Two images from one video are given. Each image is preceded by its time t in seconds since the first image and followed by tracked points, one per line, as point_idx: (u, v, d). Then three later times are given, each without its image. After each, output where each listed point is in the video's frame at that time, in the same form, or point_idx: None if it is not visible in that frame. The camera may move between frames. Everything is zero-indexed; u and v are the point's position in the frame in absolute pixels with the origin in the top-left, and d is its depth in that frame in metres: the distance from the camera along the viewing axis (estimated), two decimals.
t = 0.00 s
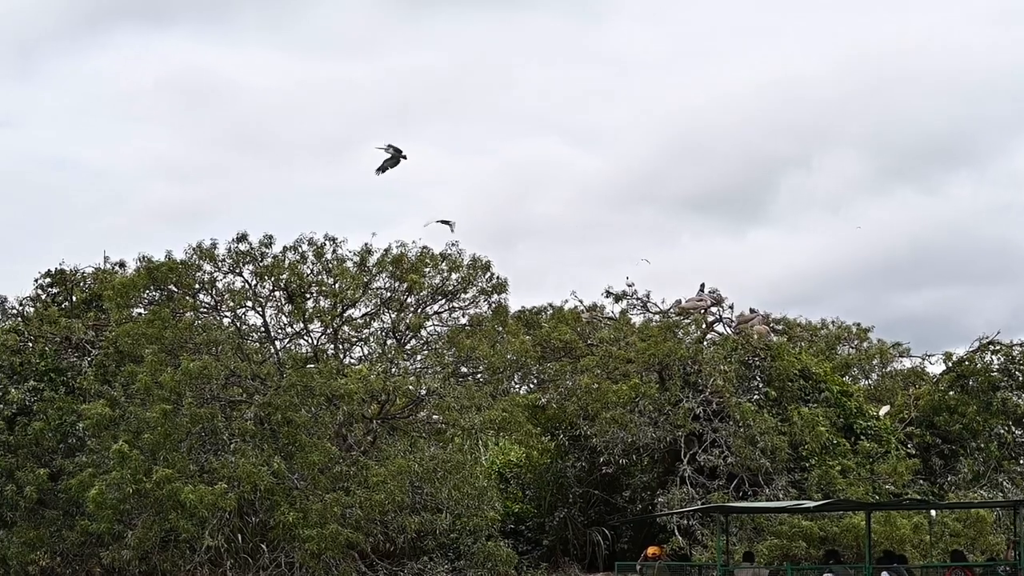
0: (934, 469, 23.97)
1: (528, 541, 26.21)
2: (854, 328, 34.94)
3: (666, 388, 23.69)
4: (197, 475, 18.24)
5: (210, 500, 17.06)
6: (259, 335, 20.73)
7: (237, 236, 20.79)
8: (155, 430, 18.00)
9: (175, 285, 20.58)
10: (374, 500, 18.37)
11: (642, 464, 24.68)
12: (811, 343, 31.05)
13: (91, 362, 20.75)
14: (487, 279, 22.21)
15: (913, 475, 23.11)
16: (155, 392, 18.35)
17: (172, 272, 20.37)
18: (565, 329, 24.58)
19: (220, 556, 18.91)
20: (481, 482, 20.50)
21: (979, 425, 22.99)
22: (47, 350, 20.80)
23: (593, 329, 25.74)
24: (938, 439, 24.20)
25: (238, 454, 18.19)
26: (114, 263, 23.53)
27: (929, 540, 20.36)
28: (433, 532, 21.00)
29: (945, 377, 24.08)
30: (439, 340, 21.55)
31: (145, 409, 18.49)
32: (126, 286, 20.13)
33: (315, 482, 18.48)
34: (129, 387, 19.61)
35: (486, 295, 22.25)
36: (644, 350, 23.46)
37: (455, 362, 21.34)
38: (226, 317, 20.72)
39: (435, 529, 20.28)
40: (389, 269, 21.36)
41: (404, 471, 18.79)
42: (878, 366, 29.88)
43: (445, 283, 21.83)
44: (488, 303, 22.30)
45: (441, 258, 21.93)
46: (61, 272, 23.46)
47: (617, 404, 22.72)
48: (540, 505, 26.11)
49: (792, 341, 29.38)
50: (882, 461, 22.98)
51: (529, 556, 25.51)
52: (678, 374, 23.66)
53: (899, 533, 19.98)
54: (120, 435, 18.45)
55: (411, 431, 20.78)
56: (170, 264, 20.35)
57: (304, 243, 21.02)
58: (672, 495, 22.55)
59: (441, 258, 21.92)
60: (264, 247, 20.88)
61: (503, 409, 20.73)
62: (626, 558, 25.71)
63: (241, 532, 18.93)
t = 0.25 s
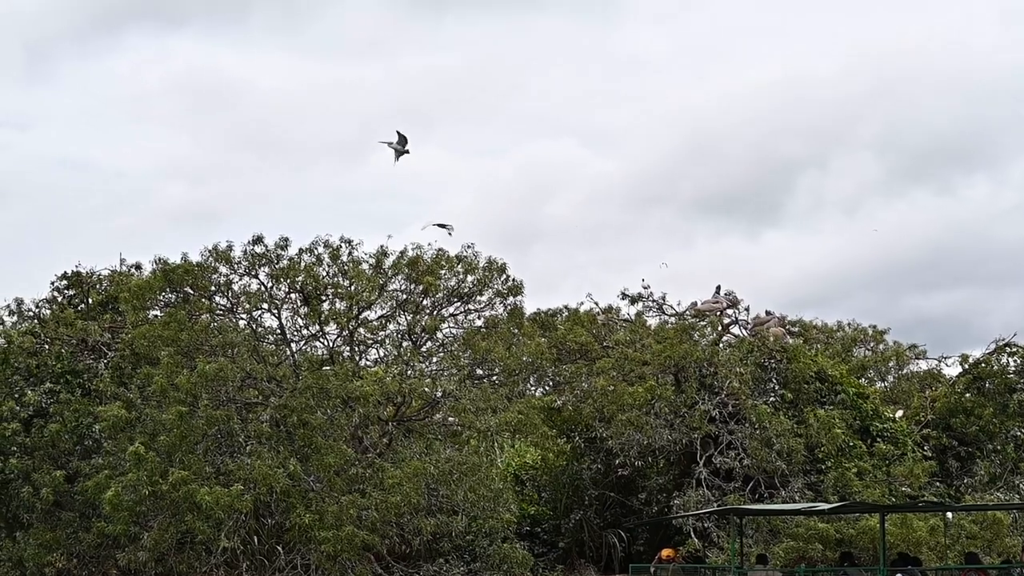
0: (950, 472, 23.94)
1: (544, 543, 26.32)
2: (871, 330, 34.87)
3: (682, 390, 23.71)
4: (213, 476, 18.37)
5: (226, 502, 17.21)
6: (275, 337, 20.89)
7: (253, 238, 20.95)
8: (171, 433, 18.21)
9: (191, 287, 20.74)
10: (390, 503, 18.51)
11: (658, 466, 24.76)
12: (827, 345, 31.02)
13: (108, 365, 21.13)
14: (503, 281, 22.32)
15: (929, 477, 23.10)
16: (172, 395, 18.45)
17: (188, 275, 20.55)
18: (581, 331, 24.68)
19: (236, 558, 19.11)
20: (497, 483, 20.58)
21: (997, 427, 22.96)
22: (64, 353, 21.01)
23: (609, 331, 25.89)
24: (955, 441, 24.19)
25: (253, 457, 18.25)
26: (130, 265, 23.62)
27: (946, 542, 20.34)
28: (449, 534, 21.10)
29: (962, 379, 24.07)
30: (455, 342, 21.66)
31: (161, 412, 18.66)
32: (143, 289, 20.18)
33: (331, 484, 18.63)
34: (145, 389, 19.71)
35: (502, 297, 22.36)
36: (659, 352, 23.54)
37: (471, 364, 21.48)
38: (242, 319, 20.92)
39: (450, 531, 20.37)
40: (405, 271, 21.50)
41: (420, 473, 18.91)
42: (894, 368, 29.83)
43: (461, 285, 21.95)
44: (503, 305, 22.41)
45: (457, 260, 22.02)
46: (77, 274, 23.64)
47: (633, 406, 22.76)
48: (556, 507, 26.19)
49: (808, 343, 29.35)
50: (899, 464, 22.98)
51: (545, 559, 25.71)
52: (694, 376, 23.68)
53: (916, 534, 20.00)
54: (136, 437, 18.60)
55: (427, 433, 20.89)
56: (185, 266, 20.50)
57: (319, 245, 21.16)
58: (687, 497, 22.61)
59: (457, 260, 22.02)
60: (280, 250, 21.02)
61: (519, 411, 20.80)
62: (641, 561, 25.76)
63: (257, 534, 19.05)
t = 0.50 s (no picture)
0: (965, 474, 23.91)
1: (559, 545, 26.43)
2: (886, 332, 34.82)
3: (696, 392, 23.75)
4: (227, 479, 18.50)
5: (241, 505, 17.34)
6: (289, 340, 21.03)
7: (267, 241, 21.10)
8: (185, 435, 18.45)
9: (205, 290, 20.87)
10: (404, 505, 18.58)
11: (672, 469, 24.79)
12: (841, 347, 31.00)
13: (121, 368, 21.28)
14: (517, 283, 22.43)
15: (944, 479, 23.10)
16: (186, 397, 18.72)
17: (202, 277, 20.67)
18: (595, 333, 24.74)
19: (251, 560, 19.24)
20: (510, 485, 20.66)
21: (1012, 429, 23.02)
22: (78, 356, 21.20)
23: (623, 333, 25.97)
24: (969, 443, 24.16)
25: (267, 460, 18.40)
26: (145, 268, 23.88)
27: (961, 543, 20.34)
28: (463, 536, 21.17)
29: (976, 381, 24.08)
30: (469, 344, 21.77)
31: (175, 414, 18.84)
32: (157, 291, 20.65)
33: (345, 487, 18.74)
34: (159, 392, 19.96)
35: (516, 300, 22.45)
36: (673, 354, 23.60)
37: (485, 366, 21.61)
38: (256, 322, 21.07)
39: (464, 533, 20.47)
40: (418, 274, 21.59)
41: (434, 476, 19.03)
42: (908, 370, 29.80)
43: (475, 287, 22.06)
44: (517, 307, 22.50)
45: (471, 263, 22.15)
46: (92, 276, 23.76)
47: (647, 408, 22.81)
48: (570, 509, 26.27)
49: (822, 345, 29.32)
50: (913, 465, 22.99)
51: (560, 561, 25.87)
52: (709, 379, 23.71)
53: (932, 536, 20.04)
54: (151, 440, 18.85)
55: (441, 436, 20.99)
56: (200, 270, 20.67)
57: (333, 248, 21.30)
58: (702, 499, 22.65)
59: (471, 262, 22.15)
60: (294, 253, 21.16)
61: (532, 414, 20.84)
62: (656, 563, 25.78)
63: (272, 537, 19.17)
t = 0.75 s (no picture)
0: (980, 476, 23.89)
1: (573, 548, 26.61)
2: (900, 333, 34.78)
3: (710, 394, 23.85)
4: (242, 482, 18.63)
5: (255, 507, 17.45)
6: (303, 343, 21.18)
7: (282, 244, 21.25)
8: (200, 438, 18.55)
9: (219, 294, 21.06)
10: (419, 508, 18.69)
11: (687, 471, 24.81)
12: (855, 349, 30.98)
13: (136, 371, 21.41)
14: (531, 286, 22.51)
15: (959, 481, 23.10)
16: (201, 400, 18.88)
17: (216, 280, 20.89)
18: (609, 336, 24.77)
19: (265, 564, 19.30)
20: (525, 488, 20.72)
21: None
22: (93, 360, 21.45)
23: (637, 336, 26.03)
24: (985, 445, 24.18)
25: (281, 463, 18.51)
26: (159, 272, 24.08)
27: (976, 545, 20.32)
28: (477, 539, 21.23)
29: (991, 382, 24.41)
30: (483, 347, 21.85)
31: (190, 417, 19.01)
32: (173, 294, 20.85)
33: (360, 489, 18.86)
34: (174, 395, 20.13)
35: (530, 302, 22.54)
36: (688, 356, 23.64)
37: (499, 368, 21.70)
38: (271, 325, 21.21)
39: (479, 536, 20.55)
40: (433, 277, 21.72)
41: (449, 478, 19.14)
42: (922, 371, 29.75)
43: (489, 290, 22.17)
44: (531, 310, 22.57)
45: (484, 265, 22.24)
46: (105, 279, 23.95)
47: (661, 410, 22.90)
48: (585, 512, 26.34)
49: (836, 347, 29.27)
50: (928, 467, 23.01)
51: (575, 564, 26.09)
52: (724, 382, 23.77)
53: (947, 539, 19.97)
54: (165, 443, 19.03)
55: (455, 438, 21.09)
56: (214, 273, 20.85)
57: (347, 251, 21.43)
58: (716, 502, 22.68)
59: (485, 265, 22.24)
60: (308, 256, 21.32)
61: (547, 416, 20.85)
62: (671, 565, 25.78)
63: (286, 540, 19.30)
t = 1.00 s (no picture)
0: (995, 478, 24.07)
1: (588, 550, 26.75)
2: (914, 335, 34.74)
3: (724, 397, 23.87)
4: (256, 484, 18.76)
5: (270, 509, 17.60)
6: (317, 345, 21.32)
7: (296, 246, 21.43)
8: (214, 441, 18.68)
9: (233, 296, 21.22)
10: (433, 510, 18.87)
11: (701, 473, 24.86)
12: (870, 351, 30.98)
13: (150, 373, 21.52)
14: (545, 288, 22.63)
15: (974, 483, 23.13)
16: (215, 403, 19.10)
17: (230, 283, 21.10)
18: (624, 338, 24.93)
19: (280, 565, 19.57)
20: (539, 490, 20.76)
21: None
22: (107, 361, 21.63)
23: (651, 338, 26.10)
24: (1000, 447, 24.31)
25: (296, 465, 18.67)
26: (173, 274, 24.28)
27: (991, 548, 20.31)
28: (492, 542, 21.33)
29: (1005, 386, 24.64)
30: (497, 349, 21.97)
31: (204, 419, 19.19)
32: (186, 297, 20.96)
33: (374, 492, 19.00)
34: (188, 398, 20.31)
35: (544, 304, 22.64)
36: (702, 358, 23.71)
37: (513, 371, 21.79)
38: (285, 327, 21.38)
39: (493, 538, 20.67)
40: (447, 279, 21.85)
41: (462, 481, 19.27)
42: (937, 374, 29.69)
43: (503, 292, 22.28)
44: (546, 312, 22.71)
45: (498, 267, 22.35)
46: (120, 282, 24.21)
47: (676, 412, 22.93)
48: (599, 514, 26.44)
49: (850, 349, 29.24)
50: (942, 470, 23.10)
51: (589, 566, 26.21)
52: (738, 384, 23.80)
53: (961, 541, 20.00)
54: (180, 445, 19.21)
55: (469, 441, 21.33)
56: (228, 276, 21.02)
57: (361, 254, 21.57)
58: (730, 504, 22.74)
59: (498, 267, 22.34)
60: (322, 258, 21.47)
61: (562, 418, 20.85)
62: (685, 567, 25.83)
63: (300, 542, 19.49)
